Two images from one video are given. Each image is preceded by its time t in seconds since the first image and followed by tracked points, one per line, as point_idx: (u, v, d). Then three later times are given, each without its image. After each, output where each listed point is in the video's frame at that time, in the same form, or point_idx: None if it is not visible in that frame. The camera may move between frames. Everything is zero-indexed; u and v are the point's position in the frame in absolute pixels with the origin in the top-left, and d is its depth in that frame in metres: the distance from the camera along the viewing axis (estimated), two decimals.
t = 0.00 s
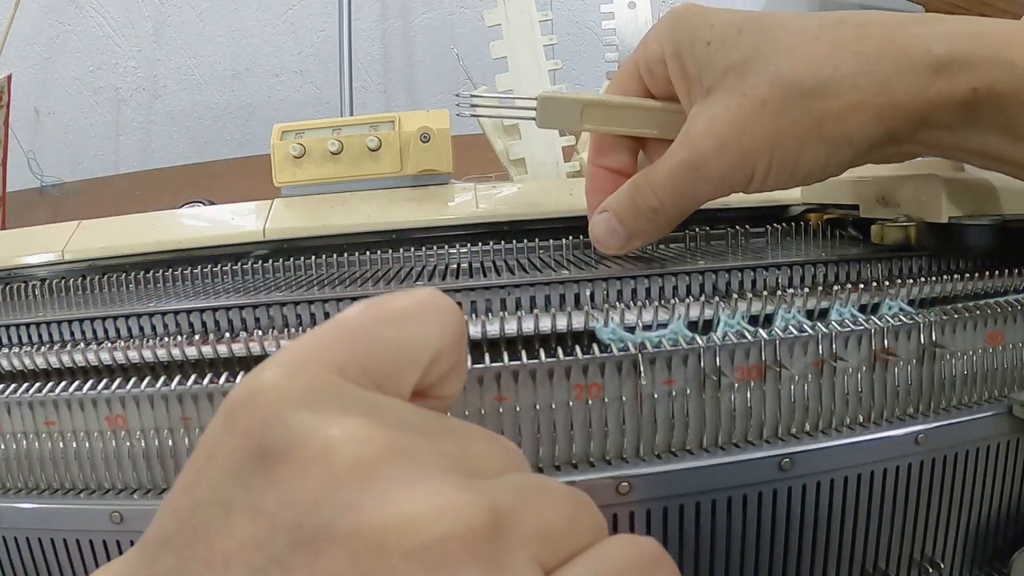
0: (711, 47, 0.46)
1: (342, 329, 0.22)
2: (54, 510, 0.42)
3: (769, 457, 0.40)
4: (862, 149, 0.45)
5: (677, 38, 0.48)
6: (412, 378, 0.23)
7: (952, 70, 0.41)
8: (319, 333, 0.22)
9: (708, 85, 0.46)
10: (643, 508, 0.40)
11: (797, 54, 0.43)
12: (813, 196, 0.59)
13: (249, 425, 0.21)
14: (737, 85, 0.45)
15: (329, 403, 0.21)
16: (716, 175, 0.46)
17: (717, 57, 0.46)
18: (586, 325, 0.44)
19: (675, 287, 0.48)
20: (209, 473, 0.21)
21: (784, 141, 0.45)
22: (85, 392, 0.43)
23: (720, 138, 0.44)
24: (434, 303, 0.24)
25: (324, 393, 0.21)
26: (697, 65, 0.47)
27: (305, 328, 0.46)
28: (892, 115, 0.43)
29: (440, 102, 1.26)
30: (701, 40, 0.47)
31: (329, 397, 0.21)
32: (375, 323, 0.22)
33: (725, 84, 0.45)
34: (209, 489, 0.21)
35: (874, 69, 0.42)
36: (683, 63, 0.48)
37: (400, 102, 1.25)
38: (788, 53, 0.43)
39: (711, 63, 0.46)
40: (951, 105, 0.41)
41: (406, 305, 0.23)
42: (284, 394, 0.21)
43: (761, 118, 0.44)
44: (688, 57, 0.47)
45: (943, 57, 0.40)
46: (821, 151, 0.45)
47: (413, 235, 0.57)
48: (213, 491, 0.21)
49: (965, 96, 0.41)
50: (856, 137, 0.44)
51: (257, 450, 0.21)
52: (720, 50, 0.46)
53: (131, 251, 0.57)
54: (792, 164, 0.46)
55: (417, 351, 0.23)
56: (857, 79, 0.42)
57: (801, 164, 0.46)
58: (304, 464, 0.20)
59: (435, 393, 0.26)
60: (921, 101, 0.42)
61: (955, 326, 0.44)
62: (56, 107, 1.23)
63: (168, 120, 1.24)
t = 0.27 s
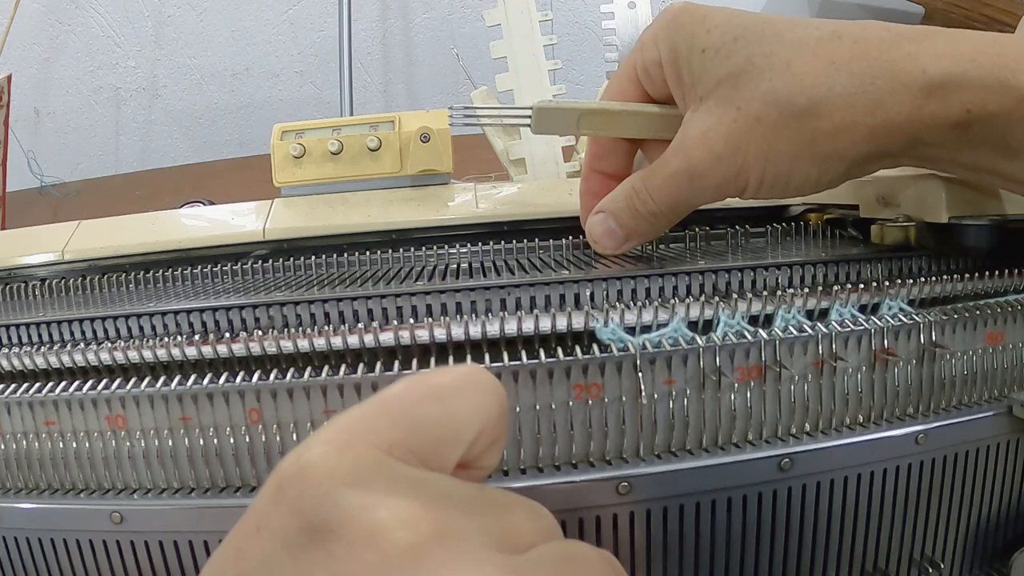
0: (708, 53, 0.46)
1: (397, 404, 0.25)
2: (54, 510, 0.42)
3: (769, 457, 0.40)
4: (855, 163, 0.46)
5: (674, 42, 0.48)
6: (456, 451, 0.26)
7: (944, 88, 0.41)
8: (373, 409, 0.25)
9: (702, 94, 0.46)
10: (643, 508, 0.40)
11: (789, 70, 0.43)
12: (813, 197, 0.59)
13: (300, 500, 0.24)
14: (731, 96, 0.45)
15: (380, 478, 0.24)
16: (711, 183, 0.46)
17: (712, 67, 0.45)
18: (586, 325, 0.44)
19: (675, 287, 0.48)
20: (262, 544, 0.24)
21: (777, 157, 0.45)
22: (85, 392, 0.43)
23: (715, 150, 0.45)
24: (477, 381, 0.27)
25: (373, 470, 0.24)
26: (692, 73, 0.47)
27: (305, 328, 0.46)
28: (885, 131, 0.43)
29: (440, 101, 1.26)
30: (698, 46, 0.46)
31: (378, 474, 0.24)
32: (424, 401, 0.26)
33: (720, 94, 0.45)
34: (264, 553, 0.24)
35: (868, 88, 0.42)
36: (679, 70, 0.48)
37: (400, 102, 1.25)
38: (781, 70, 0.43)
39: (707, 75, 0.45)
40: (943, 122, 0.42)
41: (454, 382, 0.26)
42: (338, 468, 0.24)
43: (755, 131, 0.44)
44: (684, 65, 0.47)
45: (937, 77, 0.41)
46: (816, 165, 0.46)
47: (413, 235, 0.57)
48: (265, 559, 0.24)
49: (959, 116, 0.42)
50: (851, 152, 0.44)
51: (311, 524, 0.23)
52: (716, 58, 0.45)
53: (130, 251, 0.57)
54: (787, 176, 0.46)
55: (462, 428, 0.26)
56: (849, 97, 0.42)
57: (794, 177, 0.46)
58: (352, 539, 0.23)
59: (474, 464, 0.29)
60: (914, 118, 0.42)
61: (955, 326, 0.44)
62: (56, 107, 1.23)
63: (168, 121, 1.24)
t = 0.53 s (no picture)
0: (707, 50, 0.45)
1: (368, 417, 0.26)
2: (54, 510, 0.42)
3: (769, 457, 0.40)
4: (854, 161, 0.46)
5: (669, 48, 0.47)
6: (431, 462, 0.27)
7: (940, 82, 0.41)
8: (346, 426, 0.26)
9: (701, 94, 0.46)
10: (643, 508, 0.40)
11: (788, 69, 0.43)
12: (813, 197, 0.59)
13: (277, 527, 0.24)
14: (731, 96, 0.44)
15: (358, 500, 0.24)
16: (710, 184, 0.46)
17: (708, 69, 0.45)
18: (586, 325, 0.44)
19: (675, 287, 0.48)
20: (243, 572, 0.25)
21: (776, 155, 0.45)
22: (85, 392, 0.43)
23: (710, 153, 0.45)
24: (448, 390, 0.28)
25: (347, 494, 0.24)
26: (689, 74, 0.46)
27: (305, 327, 0.46)
28: (884, 128, 0.43)
29: (440, 101, 1.26)
30: (693, 47, 0.46)
31: (354, 497, 0.24)
32: (396, 412, 0.26)
33: (717, 94, 0.45)
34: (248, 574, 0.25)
35: (866, 85, 0.42)
36: (674, 73, 0.48)
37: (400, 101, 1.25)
38: (780, 68, 0.43)
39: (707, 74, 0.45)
40: (941, 116, 0.42)
41: (424, 392, 0.27)
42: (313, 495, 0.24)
43: (753, 131, 0.44)
44: (680, 68, 0.47)
45: (934, 72, 0.41)
46: (813, 164, 0.45)
47: (413, 235, 0.57)
48: None
49: (954, 111, 0.42)
50: (850, 151, 0.44)
51: (290, 549, 0.24)
52: (712, 60, 0.45)
53: (130, 251, 0.57)
54: (784, 177, 0.46)
55: (433, 437, 0.27)
56: (848, 96, 0.42)
57: (790, 176, 0.46)
58: (329, 565, 0.24)
59: (451, 471, 0.30)
60: (913, 114, 0.42)
61: (955, 326, 0.44)
62: (56, 107, 1.23)
63: (168, 121, 1.24)
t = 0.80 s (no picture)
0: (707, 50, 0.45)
1: (368, 419, 0.26)
2: (54, 510, 0.42)
3: (769, 457, 0.40)
4: (857, 162, 0.46)
5: (669, 53, 0.46)
6: (432, 462, 0.27)
7: (947, 71, 0.41)
8: (346, 429, 0.26)
9: (706, 98, 0.45)
10: (643, 508, 0.40)
11: (791, 69, 0.43)
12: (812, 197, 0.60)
13: (278, 533, 0.25)
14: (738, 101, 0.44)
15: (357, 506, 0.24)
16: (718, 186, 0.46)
17: (712, 73, 0.44)
18: (586, 325, 0.43)
19: (675, 287, 0.48)
20: None
21: (782, 157, 0.45)
22: (85, 392, 0.43)
23: (718, 156, 0.45)
24: (449, 391, 0.27)
25: (347, 501, 0.24)
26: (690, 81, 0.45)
27: (305, 328, 0.46)
28: (886, 126, 0.43)
29: (440, 102, 1.26)
30: (695, 52, 0.45)
31: (353, 504, 0.24)
32: (397, 415, 0.26)
33: (723, 98, 0.44)
34: None
35: (870, 81, 0.42)
36: (675, 79, 0.47)
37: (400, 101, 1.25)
38: (783, 69, 0.43)
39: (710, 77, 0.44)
40: (947, 108, 0.42)
41: (425, 393, 0.27)
42: (313, 503, 0.24)
43: (760, 134, 0.44)
44: (682, 73, 0.46)
45: (938, 65, 0.41)
46: (819, 168, 0.46)
47: (413, 235, 0.57)
48: None
49: (960, 101, 0.42)
50: (856, 149, 0.45)
51: (291, 555, 0.24)
52: (715, 64, 0.44)
53: (129, 251, 0.57)
54: (791, 182, 0.47)
55: (434, 439, 0.26)
56: (852, 93, 0.42)
57: (796, 181, 0.47)
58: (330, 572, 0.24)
59: (453, 470, 0.30)
60: (916, 107, 0.42)
61: (955, 326, 0.44)
62: (56, 107, 1.23)
63: (168, 121, 1.24)
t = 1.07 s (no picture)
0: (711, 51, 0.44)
1: (350, 427, 0.26)
2: (54, 510, 0.42)
3: (769, 457, 0.40)
4: (861, 163, 0.46)
5: (671, 53, 0.46)
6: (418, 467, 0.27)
7: (954, 71, 0.42)
8: (331, 438, 0.26)
9: (710, 98, 0.45)
10: (642, 508, 0.40)
11: (796, 69, 0.43)
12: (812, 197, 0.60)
13: (270, 543, 0.25)
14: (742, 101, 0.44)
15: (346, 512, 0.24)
16: (722, 184, 0.46)
17: (717, 73, 0.44)
18: (586, 325, 0.44)
19: (675, 287, 0.48)
20: None
21: (788, 157, 0.45)
22: (85, 392, 0.43)
23: (723, 156, 0.45)
24: (429, 395, 0.28)
25: (336, 508, 0.24)
26: (694, 82, 0.45)
27: (305, 328, 0.46)
28: (891, 125, 0.43)
29: (440, 102, 1.26)
30: (698, 53, 0.44)
31: (341, 510, 0.24)
32: (379, 420, 0.26)
33: (728, 99, 0.44)
34: None
35: (876, 80, 0.42)
36: (677, 79, 0.46)
37: (400, 102, 1.25)
38: (789, 69, 0.43)
39: (714, 81, 0.44)
40: (952, 104, 0.43)
41: (405, 399, 0.28)
42: (302, 511, 0.24)
43: (766, 134, 0.44)
44: (685, 74, 0.45)
45: (944, 65, 0.41)
46: (824, 168, 0.46)
47: (413, 235, 0.57)
48: None
49: (965, 99, 0.42)
50: (862, 148, 0.45)
51: (284, 564, 0.24)
52: (719, 65, 0.44)
53: (130, 251, 0.57)
54: (796, 181, 0.46)
55: (417, 442, 0.27)
56: (858, 92, 0.42)
57: (800, 180, 0.46)
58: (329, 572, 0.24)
59: (439, 474, 0.30)
60: (921, 105, 0.42)
61: (954, 326, 0.44)
62: (56, 107, 1.23)
63: (168, 121, 1.24)
